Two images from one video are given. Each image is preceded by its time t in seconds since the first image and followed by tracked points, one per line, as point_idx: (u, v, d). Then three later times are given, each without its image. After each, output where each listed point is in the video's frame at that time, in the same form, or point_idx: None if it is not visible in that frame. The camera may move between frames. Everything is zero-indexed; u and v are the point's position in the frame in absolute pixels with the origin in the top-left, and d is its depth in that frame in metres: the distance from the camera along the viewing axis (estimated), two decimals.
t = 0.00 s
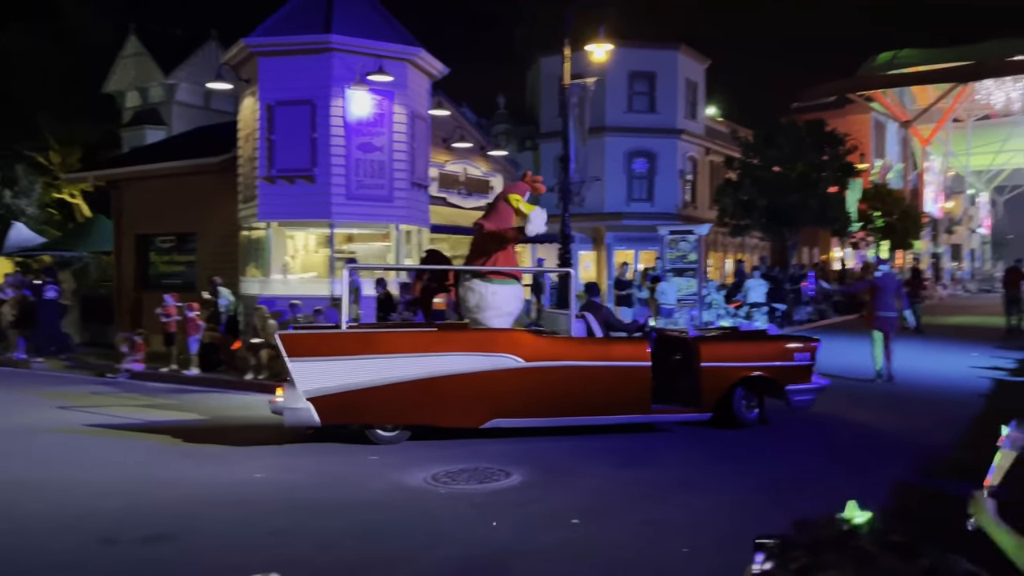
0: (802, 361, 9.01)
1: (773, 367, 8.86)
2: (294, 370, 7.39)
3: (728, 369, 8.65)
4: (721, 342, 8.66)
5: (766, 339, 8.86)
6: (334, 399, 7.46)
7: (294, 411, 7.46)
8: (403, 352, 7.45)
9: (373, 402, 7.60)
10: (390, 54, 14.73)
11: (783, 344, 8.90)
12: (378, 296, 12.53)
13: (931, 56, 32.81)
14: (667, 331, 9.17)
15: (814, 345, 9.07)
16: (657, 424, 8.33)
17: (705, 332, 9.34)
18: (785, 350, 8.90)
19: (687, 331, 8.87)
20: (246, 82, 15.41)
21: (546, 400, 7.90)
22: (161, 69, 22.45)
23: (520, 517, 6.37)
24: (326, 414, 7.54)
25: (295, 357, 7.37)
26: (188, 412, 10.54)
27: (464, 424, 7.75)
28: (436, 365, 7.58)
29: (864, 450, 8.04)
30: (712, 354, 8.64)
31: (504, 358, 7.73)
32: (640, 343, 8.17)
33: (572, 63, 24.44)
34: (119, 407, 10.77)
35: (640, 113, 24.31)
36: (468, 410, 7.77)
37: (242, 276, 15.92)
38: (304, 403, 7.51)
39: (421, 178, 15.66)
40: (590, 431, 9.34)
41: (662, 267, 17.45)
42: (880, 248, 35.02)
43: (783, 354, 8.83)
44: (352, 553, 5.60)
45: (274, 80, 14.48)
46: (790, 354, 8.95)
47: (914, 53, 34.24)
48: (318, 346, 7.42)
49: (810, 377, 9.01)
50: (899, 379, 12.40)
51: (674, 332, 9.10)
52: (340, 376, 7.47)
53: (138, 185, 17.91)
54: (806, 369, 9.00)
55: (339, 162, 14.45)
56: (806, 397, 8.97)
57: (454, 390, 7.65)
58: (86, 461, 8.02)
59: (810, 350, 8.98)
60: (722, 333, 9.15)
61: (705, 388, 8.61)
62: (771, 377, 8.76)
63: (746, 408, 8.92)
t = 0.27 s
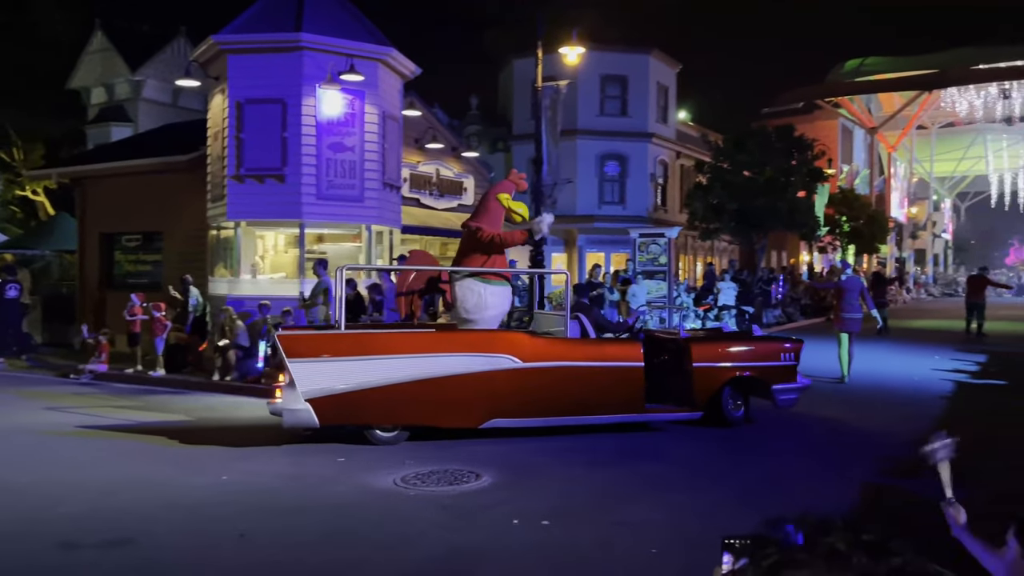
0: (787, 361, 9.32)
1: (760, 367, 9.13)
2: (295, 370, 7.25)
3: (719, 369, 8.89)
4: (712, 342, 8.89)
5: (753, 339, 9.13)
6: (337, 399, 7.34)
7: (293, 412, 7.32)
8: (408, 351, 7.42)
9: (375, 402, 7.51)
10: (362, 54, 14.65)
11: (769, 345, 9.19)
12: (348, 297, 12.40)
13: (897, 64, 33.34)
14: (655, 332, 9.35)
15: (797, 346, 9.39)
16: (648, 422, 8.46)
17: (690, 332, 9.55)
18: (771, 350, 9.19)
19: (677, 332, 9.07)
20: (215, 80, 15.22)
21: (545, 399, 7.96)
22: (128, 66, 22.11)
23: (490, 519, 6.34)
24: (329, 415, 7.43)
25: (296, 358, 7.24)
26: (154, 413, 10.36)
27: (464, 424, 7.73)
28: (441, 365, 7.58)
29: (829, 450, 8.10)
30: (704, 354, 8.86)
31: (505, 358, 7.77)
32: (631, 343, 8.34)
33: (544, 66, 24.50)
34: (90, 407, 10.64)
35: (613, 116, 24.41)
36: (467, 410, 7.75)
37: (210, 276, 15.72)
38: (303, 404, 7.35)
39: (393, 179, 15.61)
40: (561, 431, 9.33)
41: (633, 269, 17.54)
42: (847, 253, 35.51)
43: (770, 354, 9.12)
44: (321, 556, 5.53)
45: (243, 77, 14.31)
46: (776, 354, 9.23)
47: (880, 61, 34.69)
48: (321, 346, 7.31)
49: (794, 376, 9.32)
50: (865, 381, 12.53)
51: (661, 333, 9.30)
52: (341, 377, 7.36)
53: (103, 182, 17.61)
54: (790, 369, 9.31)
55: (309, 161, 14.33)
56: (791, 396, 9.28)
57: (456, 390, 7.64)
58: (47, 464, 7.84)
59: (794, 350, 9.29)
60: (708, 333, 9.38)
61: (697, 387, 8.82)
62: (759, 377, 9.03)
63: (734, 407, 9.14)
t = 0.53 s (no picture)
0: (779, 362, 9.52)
1: (755, 367, 9.30)
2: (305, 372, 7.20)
3: (717, 370, 9.02)
4: (710, 343, 9.03)
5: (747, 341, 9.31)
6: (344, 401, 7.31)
7: (302, 414, 7.27)
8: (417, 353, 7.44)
9: (382, 403, 7.50)
10: (341, 53, 14.58)
11: (763, 346, 9.39)
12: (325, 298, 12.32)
13: (873, 70, 33.71)
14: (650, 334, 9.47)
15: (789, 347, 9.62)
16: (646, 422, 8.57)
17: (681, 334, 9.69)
18: (765, 351, 9.38)
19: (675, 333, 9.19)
20: (192, 79, 15.07)
21: (548, 400, 8.03)
22: (103, 63, 21.85)
23: (471, 521, 6.31)
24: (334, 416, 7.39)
25: (305, 360, 7.19)
26: (129, 415, 10.23)
27: (470, 425, 7.75)
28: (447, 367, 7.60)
29: (807, 452, 8.13)
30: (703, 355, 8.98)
31: (510, 359, 7.82)
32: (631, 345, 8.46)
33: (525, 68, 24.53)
34: (64, 409, 10.48)
35: (592, 119, 24.47)
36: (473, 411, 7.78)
37: (186, 276, 15.55)
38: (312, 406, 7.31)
39: (372, 180, 15.56)
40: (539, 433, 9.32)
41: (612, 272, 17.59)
42: (823, 256, 35.85)
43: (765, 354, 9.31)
44: (299, 559, 5.47)
45: (221, 76, 14.17)
46: (769, 355, 9.43)
47: (857, 67, 35.06)
48: (331, 347, 7.27)
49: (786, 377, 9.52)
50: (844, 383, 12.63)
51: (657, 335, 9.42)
52: (350, 379, 7.33)
53: (77, 181, 17.37)
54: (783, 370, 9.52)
55: (288, 161, 14.23)
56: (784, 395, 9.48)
57: (463, 391, 7.67)
58: (19, 467, 7.70)
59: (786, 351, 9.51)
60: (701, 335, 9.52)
61: (696, 387, 8.92)
62: (755, 377, 9.21)
63: (729, 406, 9.27)
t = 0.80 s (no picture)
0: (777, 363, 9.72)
1: (754, 369, 9.48)
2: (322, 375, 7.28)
3: (719, 371, 9.18)
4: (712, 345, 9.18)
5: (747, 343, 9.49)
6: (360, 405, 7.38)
7: (318, 417, 7.39)
8: (431, 357, 7.50)
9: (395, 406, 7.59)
10: (327, 55, 14.53)
11: (763, 348, 9.57)
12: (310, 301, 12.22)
13: (856, 74, 33.94)
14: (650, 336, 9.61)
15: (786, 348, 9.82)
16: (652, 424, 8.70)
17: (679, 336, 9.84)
18: (765, 352, 9.57)
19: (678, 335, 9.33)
20: (175, 79, 14.96)
21: (558, 402, 8.14)
22: (86, 63, 21.65)
23: (457, 525, 6.27)
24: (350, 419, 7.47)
25: (322, 363, 7.27)
26: (111, 418, 10.11)
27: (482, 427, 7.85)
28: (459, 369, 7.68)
29: (793, 454, 8.15)
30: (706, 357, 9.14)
31: (520, 362, 7.92)
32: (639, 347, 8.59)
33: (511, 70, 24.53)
34: (45, 412, 10.36)
35: (579, 122, 24.50)
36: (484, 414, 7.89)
37: (170, 278, 15.44)
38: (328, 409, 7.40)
39: (357, 182, 15.50)
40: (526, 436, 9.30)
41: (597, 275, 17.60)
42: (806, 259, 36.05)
43: (764, 356, 9.49)
44: (283, 564, 5.41)
45: (206, 76, 14.07)
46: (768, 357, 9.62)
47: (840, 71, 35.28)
48: (346, 351, 7.35)
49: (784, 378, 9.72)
50: (829, 386, 12.70)
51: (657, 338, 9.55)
52: (365, 382, 7.43)
53: (58, 181, 17.19)
54: (780, 371, 9.72)
55: (272, 163, 14.13)
56: (783, 396, 9.68)
57: (474, 394, 7.76)
58: None
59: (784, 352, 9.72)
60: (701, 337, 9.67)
61: (699, 388, 9.08)
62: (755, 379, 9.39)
63: (729, 407, 9.43)
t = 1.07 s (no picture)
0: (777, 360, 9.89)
1: (756, 366, 9.62)
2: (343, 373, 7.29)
3: (725, 368, 9.30)
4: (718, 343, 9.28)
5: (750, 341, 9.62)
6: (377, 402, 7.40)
7: (340, 417, 7.36)
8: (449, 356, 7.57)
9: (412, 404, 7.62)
10: (314, 52, 14.44)
11: (765, 345, 9.72)
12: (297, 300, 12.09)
13: (841, 75, 34.09)
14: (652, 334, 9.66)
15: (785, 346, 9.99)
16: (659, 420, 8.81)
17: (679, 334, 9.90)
18: (766, 350, 9.72)
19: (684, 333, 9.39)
20: (160, 76, 14.81)
21: (570, 399, 8.23)
22: (69, 59, 21.41)
23: (448, 527, 6.22)
24: (366, 417, 7.49)
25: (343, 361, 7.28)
26: (96, 419, 9.99)
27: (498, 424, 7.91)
28: (472, 368, 7.74)
29: (783, 453, 8.15)
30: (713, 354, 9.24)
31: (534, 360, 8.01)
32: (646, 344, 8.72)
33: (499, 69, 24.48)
34: (26, 413, 10.20)
35: (567, 121, 24.48)
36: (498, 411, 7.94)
37: (155, 276, 15.31)
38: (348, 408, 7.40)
39: (345, 180, 15.41)
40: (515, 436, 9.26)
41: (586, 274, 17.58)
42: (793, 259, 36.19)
43: (767, 353, 9.63)
44: (271, 568, 5.33)
45: (191, 73, 13.94)
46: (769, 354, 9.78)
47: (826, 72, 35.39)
48: (366, 349, 7.38)
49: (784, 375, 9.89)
50: (819, 385, 12.74)
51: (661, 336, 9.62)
52: (384, 381, 7.46)
53: (41, 179, 16.97)
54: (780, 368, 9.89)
55: (259, 161, 14.02)
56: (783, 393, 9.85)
57: (489, 392, 7.82)
58: None
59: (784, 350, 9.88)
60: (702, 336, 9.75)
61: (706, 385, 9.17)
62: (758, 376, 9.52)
63: (733, 404, 9.54)
